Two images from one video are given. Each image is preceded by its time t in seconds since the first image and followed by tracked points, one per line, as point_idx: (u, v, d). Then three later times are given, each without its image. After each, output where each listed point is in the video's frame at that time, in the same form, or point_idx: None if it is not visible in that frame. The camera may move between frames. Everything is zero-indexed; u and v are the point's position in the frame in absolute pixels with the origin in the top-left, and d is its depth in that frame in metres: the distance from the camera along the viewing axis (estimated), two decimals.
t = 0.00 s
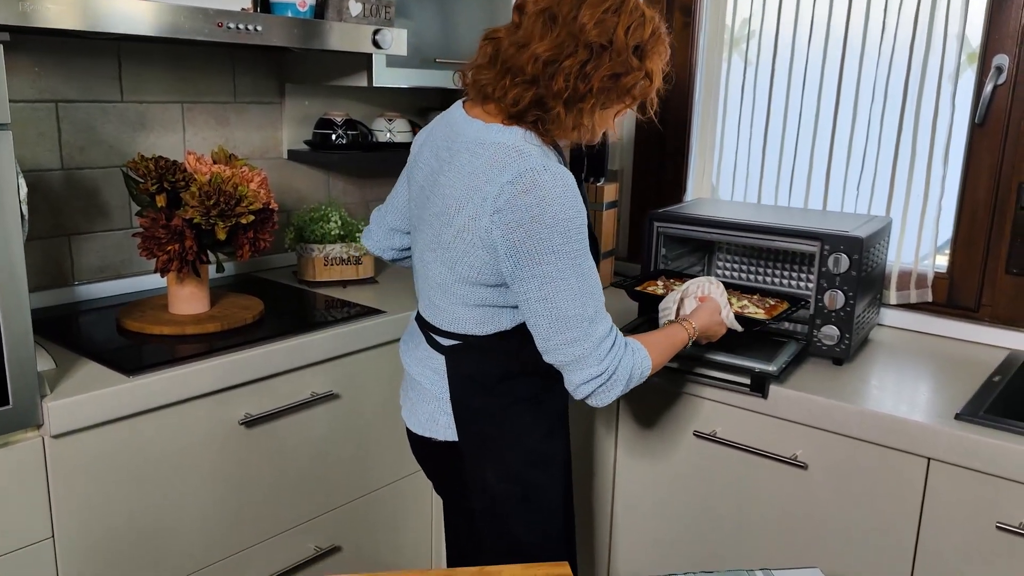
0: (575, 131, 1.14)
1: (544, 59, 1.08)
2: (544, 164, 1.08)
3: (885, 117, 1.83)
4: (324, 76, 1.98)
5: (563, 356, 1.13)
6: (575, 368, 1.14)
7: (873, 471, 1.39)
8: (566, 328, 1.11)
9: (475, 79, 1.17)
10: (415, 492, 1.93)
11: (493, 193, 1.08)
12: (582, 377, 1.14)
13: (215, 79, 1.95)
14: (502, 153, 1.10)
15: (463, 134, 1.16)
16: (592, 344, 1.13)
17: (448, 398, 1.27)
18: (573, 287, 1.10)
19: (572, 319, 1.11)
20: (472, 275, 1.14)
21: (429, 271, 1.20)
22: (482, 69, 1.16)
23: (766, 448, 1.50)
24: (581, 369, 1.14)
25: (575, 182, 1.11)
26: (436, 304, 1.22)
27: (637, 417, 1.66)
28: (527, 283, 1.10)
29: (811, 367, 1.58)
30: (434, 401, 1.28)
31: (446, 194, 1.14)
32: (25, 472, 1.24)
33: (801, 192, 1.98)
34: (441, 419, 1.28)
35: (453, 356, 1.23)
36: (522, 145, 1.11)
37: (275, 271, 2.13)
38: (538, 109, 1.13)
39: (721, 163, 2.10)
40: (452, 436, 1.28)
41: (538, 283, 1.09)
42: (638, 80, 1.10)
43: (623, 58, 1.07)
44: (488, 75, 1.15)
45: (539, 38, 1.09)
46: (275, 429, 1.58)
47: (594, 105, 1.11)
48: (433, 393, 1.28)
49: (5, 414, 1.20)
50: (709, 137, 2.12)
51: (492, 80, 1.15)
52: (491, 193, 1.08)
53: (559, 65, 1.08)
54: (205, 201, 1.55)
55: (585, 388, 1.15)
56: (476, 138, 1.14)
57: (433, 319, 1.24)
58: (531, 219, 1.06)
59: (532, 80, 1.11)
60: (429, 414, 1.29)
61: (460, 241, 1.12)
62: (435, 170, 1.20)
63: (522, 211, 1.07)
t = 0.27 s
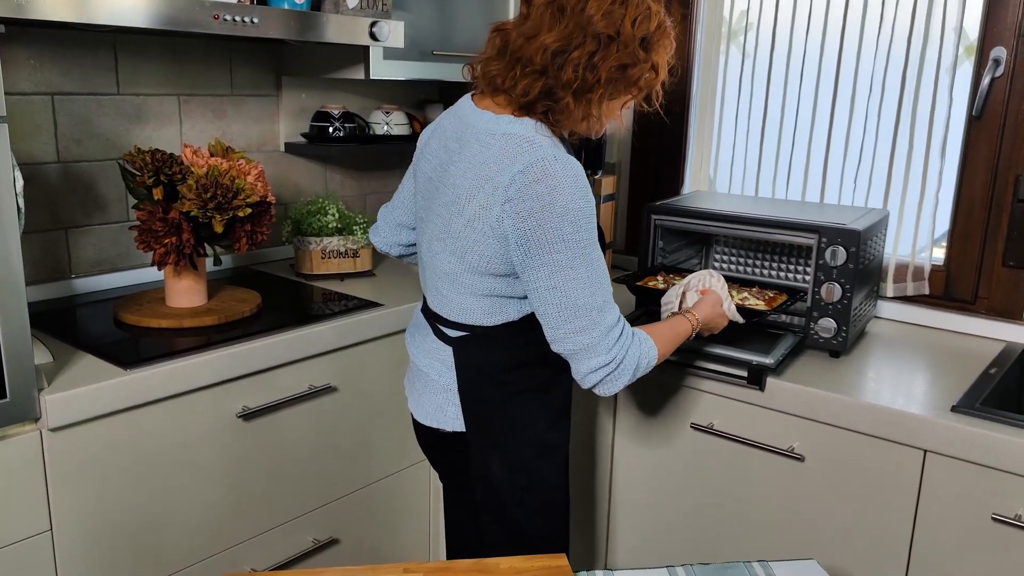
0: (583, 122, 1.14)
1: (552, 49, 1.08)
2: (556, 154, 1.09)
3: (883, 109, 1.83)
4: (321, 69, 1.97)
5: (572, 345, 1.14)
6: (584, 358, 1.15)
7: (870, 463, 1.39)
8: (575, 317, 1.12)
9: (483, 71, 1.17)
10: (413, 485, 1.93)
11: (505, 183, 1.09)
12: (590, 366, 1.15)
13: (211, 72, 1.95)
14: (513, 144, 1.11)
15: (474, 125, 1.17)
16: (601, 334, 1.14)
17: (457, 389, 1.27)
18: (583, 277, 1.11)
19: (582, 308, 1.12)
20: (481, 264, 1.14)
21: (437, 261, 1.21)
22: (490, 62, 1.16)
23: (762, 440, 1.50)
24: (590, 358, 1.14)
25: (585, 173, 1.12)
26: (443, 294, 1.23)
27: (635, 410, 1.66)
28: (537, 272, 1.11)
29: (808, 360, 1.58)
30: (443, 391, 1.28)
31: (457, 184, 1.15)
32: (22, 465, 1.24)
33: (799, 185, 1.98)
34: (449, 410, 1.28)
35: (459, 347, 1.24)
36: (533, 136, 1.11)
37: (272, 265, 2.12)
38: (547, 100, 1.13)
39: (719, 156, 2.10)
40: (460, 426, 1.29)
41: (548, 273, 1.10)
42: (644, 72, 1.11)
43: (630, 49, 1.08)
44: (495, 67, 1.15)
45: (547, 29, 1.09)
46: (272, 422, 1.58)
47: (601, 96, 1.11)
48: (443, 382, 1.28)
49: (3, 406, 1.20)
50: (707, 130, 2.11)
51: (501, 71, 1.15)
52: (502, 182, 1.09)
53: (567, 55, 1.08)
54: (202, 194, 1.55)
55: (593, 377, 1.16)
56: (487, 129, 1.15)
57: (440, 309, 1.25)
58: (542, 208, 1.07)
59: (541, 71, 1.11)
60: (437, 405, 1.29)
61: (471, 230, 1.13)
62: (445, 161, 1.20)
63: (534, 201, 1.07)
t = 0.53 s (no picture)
0: (586, 119, 1.14)
1: (550, 47, 1.09)
2: (565, 154, 1.10)
3: (880, 109, 1.83)
4: (319, 69, 1.97)
5: (581, 343, 1.15)
6: (593, 355, 1.16)
7: (868, 462, 1.39)
8: (585, 316, 1.13)
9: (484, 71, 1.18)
10: (412, 485, 1.93)
11: (516, 183, 1.09)
12: (598, 363, 1.16)
13: (209, 71, 1.95)
14: (522, 144, 1.11)
15: (481, 125, 1.17)
16: (610, 331, 1.15)
17: (466, 390, 1.27)
18: (593, 275, 1.12)
19: (592, 306, 1.13)
20: (490, 263, 1.15)
21: (443, 261, 1.21)
22: (492, 63, 1.17)
23: (760, 440, 1.50)
24: (598, 355, 1.16)
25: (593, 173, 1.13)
26: (449, 294, 1.22)
27: (634, 409, 1.66)
28: (547, 271, 1.11)
29: (806, 360, 1.58)
30: (451, 393, 1.28)
31: (466, 184, 1.15)
32: (20, 466, 1.24)
33: (797, 185, 1.98)
34: (457, 410, 1.28)
35: (468, 347, 1.24)
36: (542, 136, 1.12)
37: (271, 265, 2.12)
38: (549, 98, 1.13)
39: (716, 156, 2.10)
40: (468, 426, 1.29)
41: (558, 272, 1.11)
42: (643, 65, 1.11)
43: (628, 43, 1.08)
44: (497, 67, 1.16)
45: (545, 27, 1.10)
46: (271, 422, 1.58)
47: (602, 91, 1.11)
48: (450, 383, 1.28)
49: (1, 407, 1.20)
50: (705, 129, 2.12)
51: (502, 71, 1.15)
52: (512, 182, 1.09)
53: (566, 52, 1.08)
54: (200, 194, 1.55)
55: (601, 374, 1.17)
56: (494, 128, 1.15)
57: (447, 309, 1.25)
58: (553, 208, 1.08)
59: (541, 69, 1.11)
60: (445, 406, 1.29)
61: (480, 230, 1.13)
62: (451, 161, 1.20)
63: (545, 200, 1.08)
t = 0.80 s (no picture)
0: (588, 121, 1.15)
1: (543, 53, 1.10)
2: (573, 159, 1.11)
3: (879, 118, 1.84)
4: (319, 79, 1.98)
5: (594, 345, 1.15)
6: (607, 356, 1.16)
7: (867, 472, 1.39)
8: (597, 318, 1.13)
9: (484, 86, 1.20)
10: (412, 494, 1.93)
11: (525, 188, 1.10)
12: (612, 365, 1.17)
13: (210, 81, 1.95)
14: (530, 150, 1.12)
15: (487, 132, 1.18)
16: (622, 331, 1.16)
17: (471, 398, 1.27)
18: (603, 278, 1.12)
19: (603, 308, 1.13)
20: (499, 269, 1.15)
21: (451, 269, 1.21)
22: (490, 76, 1.20)
23: (760, 448, 1.50)
24: (612, 357, 1.16)
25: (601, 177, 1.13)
26: (456, 303, 1.22)
27: (634, 418, 1.66)
28: (558, 275, 1.12)
29: (806, 368, 1.58)
30: (455, 401, 1.28)
31: (473, 191, 1.15)
32: (19, 475, 1.24)
33: (795, 194, 1.98)
34: (462, 419, 1.28)
35: (473, 355, 1.24)
36: (549, 142, 1.13)
37: (270, 274, 2.13)
38: (550, 104, 1.14)
39: (715, 165, 2.11)
40: (472, 436, 1.29)
41: (569, 275, 1.11)
42: (637, 62, 1.11)
43: (619, 42, 1.08)
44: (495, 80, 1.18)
45: (537, 35, 1.11)
46: (271, 431, 1.58)
47: (599, 92, 1.12)
48: (455, 391, 1.28)
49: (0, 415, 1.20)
50: (703, 138, 2.12)
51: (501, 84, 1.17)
52: (522, 187, 1.10)
53: (560, 57, 1.10)
54: (201, 203, 1.55)
55: (615, 375, 1.18)
56: (501, 135, 1.15)
57: (453, 318, 1.24)
58: (563, 212, 1.08)
59: (538, 76, 1.13)
60: (450, 415, 1.29)
61: (489, 236, 1.13)
62: (457, 168, 1.21)
63: (554, 205, 1.08)
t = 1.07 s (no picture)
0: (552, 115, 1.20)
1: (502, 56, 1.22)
2: (573, 150, 1.13)
3: (876, 133, 1.85)
4: (319, 94, 1.99)
5: (607, 330, 1.17)
6: (621, 340, 1.18)
7: (868, 486, 1.39)
8: (608, 303, 1.16)
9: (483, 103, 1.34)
10: (411, 509, 1.92)
11: (529, 180, 1.12)
12: (626, 348, 1.19)
13: (211, 96, 1.96)
14: (530, 145, 1.14)
15: (491, 136, 1.20)
16: (634, 313, 1.18)
17: (473, 408, 1.27)
18: (610, 263, 1.15)
19: (615, 292, 1.15)
20: (508, 267, 1.16)
21: (457, 273, 1.21)
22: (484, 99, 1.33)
23: (760, 463, 1.50)
24: (626, 339, 1.18)
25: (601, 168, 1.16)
26: (462, 308, 1.23)
27: (634, 433, 1.66)
28: (566, 264, 1.13)
29: (806, 383, 1.58)
30: (458, 411, 1.28)
31: (478, 191, 1.17)
32: (18, 490, 1.24)
33: (794, 208, 1.99)
34: (464, 430, 1.28)
35: (476, 364, 1.24)
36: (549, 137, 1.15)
37: (270, 288, 2.13)
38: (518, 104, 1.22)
39: (714, 180, 2.12)
40: (474, 447, 1.28)
41: (577, 263, 1.13)
42: (585, 49, 1.14)
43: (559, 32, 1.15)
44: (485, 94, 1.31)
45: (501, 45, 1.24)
46: (270, 445, 1.58)
47: (553, 90, 1.18)
48: (458, 400, 1.28)
49: None
50: (702, 153, 2.13)
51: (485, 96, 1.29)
52: (525, 180, 1.12)
53: (513, 57, 1.20)
54: (201, 217, 1.56)
55: (631, 359, 1.20)
56: (503, 137, 1.18)
57: (459, 324, 1.24)
58: (567, 201, 1.11)
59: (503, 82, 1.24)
60: (452, 426, 1.28)
61: (495, 232, 1.15)
62: (463, 174, 1.23)
63: (558, 194, 1.11)
